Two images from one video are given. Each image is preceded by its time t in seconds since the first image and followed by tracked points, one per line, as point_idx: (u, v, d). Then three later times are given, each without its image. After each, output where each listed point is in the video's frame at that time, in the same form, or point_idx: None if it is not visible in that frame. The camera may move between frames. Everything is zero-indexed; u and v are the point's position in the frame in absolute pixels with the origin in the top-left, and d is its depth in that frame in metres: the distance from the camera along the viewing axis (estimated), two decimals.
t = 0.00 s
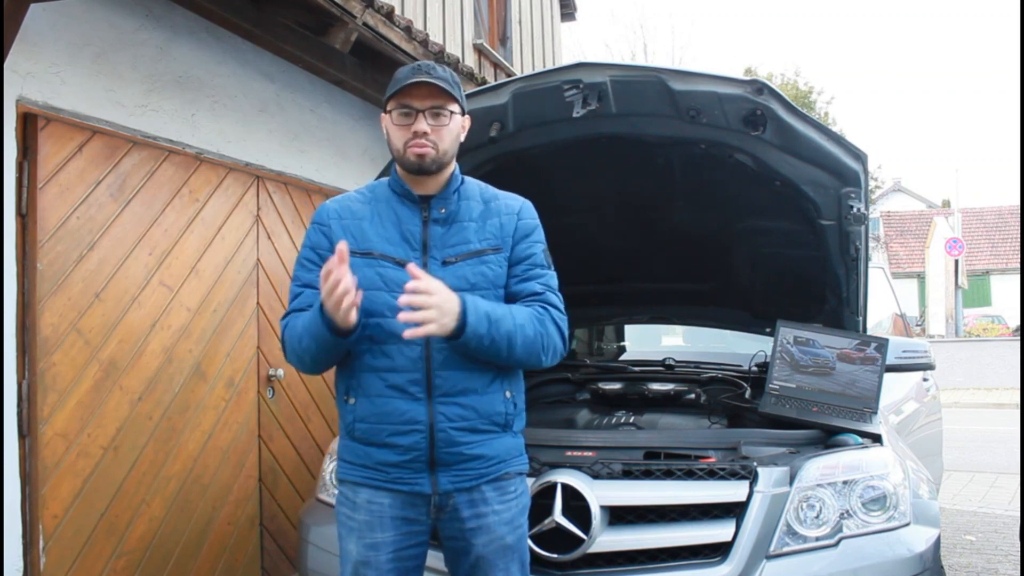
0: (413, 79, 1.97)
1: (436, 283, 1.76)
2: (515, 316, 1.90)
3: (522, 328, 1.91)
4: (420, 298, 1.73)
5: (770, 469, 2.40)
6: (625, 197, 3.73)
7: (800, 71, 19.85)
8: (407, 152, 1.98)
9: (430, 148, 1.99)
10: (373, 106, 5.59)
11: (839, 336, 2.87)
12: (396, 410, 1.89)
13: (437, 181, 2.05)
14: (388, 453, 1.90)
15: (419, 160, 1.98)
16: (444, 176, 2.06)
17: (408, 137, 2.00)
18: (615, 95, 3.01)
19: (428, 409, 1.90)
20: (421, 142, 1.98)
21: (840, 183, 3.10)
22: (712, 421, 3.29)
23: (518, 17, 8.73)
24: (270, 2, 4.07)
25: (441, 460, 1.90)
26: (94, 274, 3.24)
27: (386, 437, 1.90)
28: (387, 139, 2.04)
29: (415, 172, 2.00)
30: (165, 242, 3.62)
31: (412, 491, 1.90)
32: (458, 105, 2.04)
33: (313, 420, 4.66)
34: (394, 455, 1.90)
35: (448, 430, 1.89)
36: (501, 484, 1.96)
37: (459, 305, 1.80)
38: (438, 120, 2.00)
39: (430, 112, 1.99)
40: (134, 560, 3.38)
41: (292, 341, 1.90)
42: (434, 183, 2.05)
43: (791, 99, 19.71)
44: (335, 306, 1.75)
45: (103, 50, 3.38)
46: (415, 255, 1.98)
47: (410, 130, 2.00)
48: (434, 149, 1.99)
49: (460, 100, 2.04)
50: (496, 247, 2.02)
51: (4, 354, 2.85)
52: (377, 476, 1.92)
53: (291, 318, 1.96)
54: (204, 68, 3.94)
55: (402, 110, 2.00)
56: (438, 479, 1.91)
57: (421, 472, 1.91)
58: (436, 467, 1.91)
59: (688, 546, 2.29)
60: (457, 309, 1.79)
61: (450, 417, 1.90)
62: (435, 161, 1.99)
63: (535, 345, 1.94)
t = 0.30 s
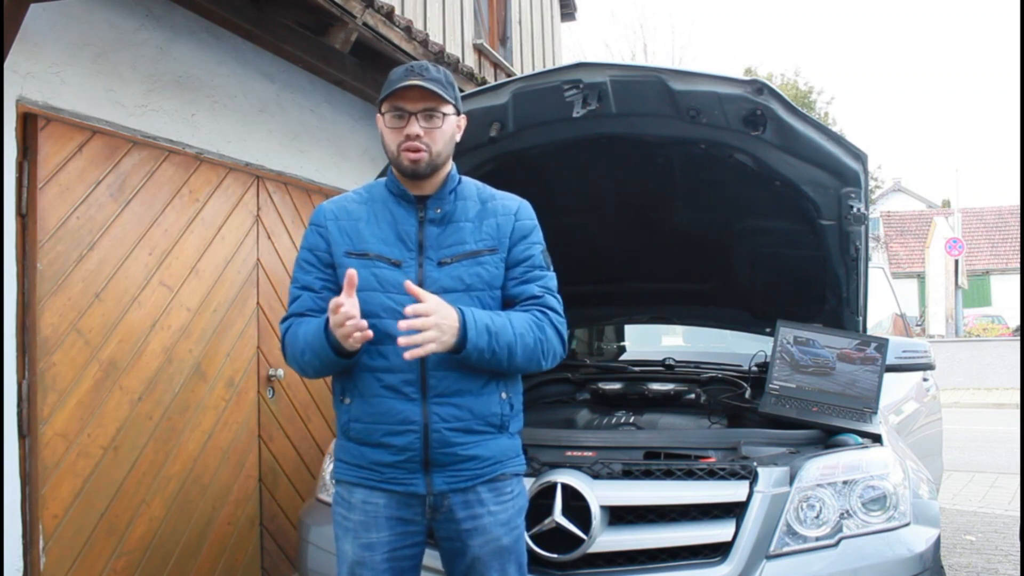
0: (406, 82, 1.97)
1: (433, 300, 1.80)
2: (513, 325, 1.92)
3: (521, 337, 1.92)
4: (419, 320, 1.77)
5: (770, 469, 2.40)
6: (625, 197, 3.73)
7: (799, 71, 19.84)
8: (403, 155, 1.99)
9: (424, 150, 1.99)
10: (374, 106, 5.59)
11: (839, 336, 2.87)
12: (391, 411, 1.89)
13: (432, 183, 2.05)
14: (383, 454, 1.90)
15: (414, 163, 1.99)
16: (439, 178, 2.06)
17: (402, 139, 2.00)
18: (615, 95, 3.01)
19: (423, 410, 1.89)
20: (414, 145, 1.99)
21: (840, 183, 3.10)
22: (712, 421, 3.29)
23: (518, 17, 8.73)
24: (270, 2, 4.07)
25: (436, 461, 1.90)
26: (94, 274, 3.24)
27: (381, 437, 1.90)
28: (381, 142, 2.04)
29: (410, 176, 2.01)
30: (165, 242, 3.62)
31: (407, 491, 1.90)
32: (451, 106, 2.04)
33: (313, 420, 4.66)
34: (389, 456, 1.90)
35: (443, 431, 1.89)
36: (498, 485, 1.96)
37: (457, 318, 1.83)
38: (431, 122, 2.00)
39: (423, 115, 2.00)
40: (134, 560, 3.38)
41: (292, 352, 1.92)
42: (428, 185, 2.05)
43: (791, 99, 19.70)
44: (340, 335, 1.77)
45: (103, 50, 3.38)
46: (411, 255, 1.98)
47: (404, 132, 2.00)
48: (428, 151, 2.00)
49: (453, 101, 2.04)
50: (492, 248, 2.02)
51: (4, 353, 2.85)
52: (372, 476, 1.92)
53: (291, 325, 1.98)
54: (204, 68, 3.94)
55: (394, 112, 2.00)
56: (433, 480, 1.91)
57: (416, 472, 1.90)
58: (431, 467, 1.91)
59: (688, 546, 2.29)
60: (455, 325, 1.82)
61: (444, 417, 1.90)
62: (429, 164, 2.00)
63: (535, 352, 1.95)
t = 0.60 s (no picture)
0: (402, 81, 1.97)
1: (452, 306, 1.82)
2: (524, 328, 1.94)
3: (531, 340, 1.95)
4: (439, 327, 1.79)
5: (770, 469, 2.40)
6: (625, 197, 3.73)
7: (799, 71, 19.84)
8: (399, 155, 1.99)
9: (421, 150, 1.99)
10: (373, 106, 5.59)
11: (839, 336, 2.87)
12: (390, 411, 1.89)
13: (429, 183, 2.04)
14: (382, 455, 1.90)
15: (409, 162, 1.98)
16: (436, 177, 2.05)
17: (399, 138, 2.00)
18: (615, 95, 3.01)
19: (422, 410, 1.89)
20: (411, 144, 1.99)
21: (840, 183, 3.10)
22: (712, 421, 3.29)
23: (518, 17, 8.73)
24: (271, 2, 4.07)
25: (435, 461, 1.90)
26: (94, 274, 3.24)
27: (380, 438, 1.90)
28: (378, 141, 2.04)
29: (407, 176, 2.00)
30: (165, 242, 3.62)
31: (406, 492, 1.90)
32: (449, 106, 2.04)
33: (313, 420, 4.66)
34: (388, 457, 1.90)
35: (443, 431, 1.89)
36: (497, 485, 1.96)
37: (474, 325, 1.84)
38: (427, 121, 2.00)
39: (420, 114, 1.99)
40: (134, 560, 3.38)
41: (292, 357, 1.91)
42: (426, 184, 2.04)
43: (791, 99, 19.69)
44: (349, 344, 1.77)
45: (103, 50, 3.38)
46: (409, 255, 1.98)
47: (401, 132, 2.00)
48: (425, 151, 1.99)
49: (451, 101, 2.04)
50: (491, 248, 2.03)
51: (4, 353, 2.85)
52: (371, 477, 1.91)
53: (289, 328, 1.97)
54: (204, 68, 3.94)
55: (392, 111, 2.00)
56: (432, 480, 1.91)
57: (415, 473, 1.90)
58: (430, 468, 1.91)
59: (688, 546, 2.29)
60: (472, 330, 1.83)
61: (443, 418, 1.90)
62: (426, 163, 1.99)
63: (543, 354, 1.98)
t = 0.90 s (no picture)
0: (407, 79, 1.97)
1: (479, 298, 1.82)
2: (540, 325, 1.99)
3: (546, 336, 1.99)
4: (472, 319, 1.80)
5: (770, 469, 2.40)
6: (625, 197, 3.73)
7: (799, 71, 19.83)
8: (399, 154, 1.99)
9: (423, 148, 1.99)
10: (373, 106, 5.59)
11: (839, 336, 2.87)
12: (391, 410, 1.89)
13: (429, 181, 2.05)
14: (383, 454, 1.89)
15: (412, 161, 1.98)
16: (437, 176, 2.06)
17: (401, 137, 1.99)
18: (615, 95, 3.01)
19: (424, 409, 1.90)
20: (413, 142, 1.99)
21: (840, 183, 3.10)
22: (712, 421, 3.29)
23: (518, 17, 8.73)
24: (271, 2, 4.07)
25: (436, 461, 1.90)
26: (94, 274, 3.24)
27: (381, 438, 1.89)
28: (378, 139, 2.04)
29: (407, 174, 2.00)
30: (165, 242, 3.62)
31: (407, 492, 1.90)
32: (451, 105, 2.04)
33: (313, 420, 4.66)
34: (388, 456, 1.89)
35: (444, 430, 1.90)
36: (497, 484, 1.97)
37: (501, 320, 1.87)
38: (431, 120, 2.00)
39: (423, 112, 2.00)
40: (134, 560, 3.38)
41: (293, 351, 1.89)
42: (426, 183, 2.04)
43: (791, 99, 19.69)
44: (355, 338, 1.75)
45: (103, 50, 3.38)
46: (410, 252, 1.97)
47: (403, 130, 2.00)
48: (427, 149, 1.99)
49: (453, 100, 2.05)
50: (493, 247, 2.04)
51: (4, 353, 2.85)
52: (371, 478, 1.91)
53: (288, 325, 1.95)
54: (204, 68, 3.94)
55: (394, 109, 2.00)
56: (433, 480, 1.91)
57: (416, 472, 1.90)
58: (432, 467, 1.91)
59: (688, 546, 2.29)
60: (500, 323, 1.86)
61: (445, 417, 1.90)
62: (428, 162, 2.00)
63: (554, 351, 2.03)
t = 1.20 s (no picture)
0: (410, 77, 1.97)
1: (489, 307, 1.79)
2: (546, 330, 1.99)
3: (550, 340, 2.00)
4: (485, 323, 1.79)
5: (770, 469, 2.39)
6: (625, 197, 3.73)
7: (799, 71, 19.83)
8: (399, 151, 1.99)
9: (425, 147, 1.99)
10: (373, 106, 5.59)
11: (839, 337, 2.88)
12: (393, 411, 1.89)
13: (431, 180, 2.04)
14: (385, 455, 1.89)
15: (414, 159, 1.98)
16: (439, 175, 2.05)
17: (403, 134, 1.99)
18: (616, 95, 3.01)
19: (426, 409, 1.90)
20: (416, 140, 1.99)
21: (840, 183, 3.10)
22: (712, 421, 3.29)
23: (518, 17, 8.73)
24: (271, 2, 4.07)
25: (438, 461, 1.90)
26: (94, 274, 3.24)
27: (382, 438, 1.89)
28: (380, 137, 2.04)
29: (407, 172, 2.01)
30: (165, 242, 3.62)
31: (409, 492, 1.90)
32: (453, 104, 2.05)
33: (313, 420, 4.66)
34: (390, 456, 1.89)
35: (446, 430, 1.90)
36: (499, 484, 1.97)
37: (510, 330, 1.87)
38: (433, 119, 2.00)
39: (426, 111, 2.00)
40: (134, 560, 3.38)
41: (301, 347, 1.87)
42: (428, 182, 2.04)
43: (791, 99, 19.68)
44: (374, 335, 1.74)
45: (103, 50, 3.38)
46: (413, 252, 1.98)
47: (405, 127, 2.00)
48: (430, 148, 2.00)
49: (455, 99, 2.05)
50: (495, 248, 2.04)
51: (4, 353, 2.85)
52: (372, 478, 1.91)
53: (292, 323, 1.93)
54: (203, 68, 3.94)
55: (397, 107, 2.00)
56: (434, 480, 1.91)
57: (418, 472, 1.90)
58: (433, 468, 1.91)
59: (688, 546, 2.29)
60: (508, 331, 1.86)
61: (447, 417, 1.90)
62: (430, 161, 2.00)
63: (558, 354, 2.03)
